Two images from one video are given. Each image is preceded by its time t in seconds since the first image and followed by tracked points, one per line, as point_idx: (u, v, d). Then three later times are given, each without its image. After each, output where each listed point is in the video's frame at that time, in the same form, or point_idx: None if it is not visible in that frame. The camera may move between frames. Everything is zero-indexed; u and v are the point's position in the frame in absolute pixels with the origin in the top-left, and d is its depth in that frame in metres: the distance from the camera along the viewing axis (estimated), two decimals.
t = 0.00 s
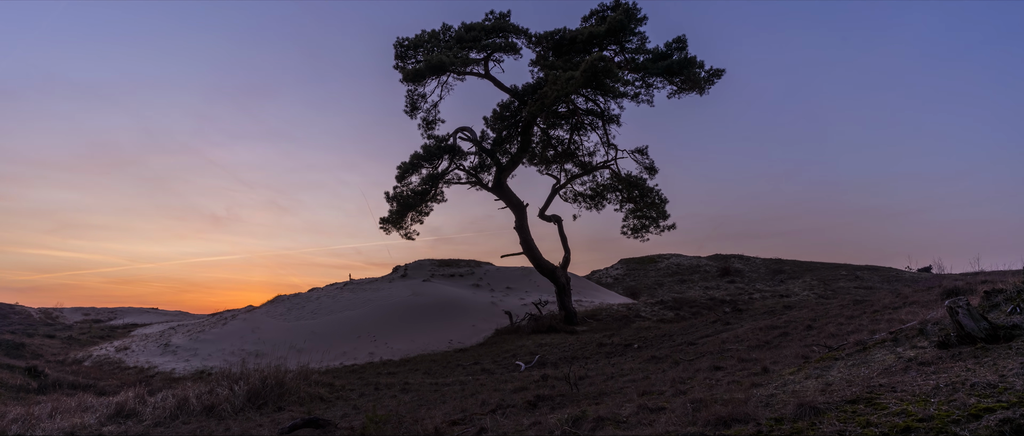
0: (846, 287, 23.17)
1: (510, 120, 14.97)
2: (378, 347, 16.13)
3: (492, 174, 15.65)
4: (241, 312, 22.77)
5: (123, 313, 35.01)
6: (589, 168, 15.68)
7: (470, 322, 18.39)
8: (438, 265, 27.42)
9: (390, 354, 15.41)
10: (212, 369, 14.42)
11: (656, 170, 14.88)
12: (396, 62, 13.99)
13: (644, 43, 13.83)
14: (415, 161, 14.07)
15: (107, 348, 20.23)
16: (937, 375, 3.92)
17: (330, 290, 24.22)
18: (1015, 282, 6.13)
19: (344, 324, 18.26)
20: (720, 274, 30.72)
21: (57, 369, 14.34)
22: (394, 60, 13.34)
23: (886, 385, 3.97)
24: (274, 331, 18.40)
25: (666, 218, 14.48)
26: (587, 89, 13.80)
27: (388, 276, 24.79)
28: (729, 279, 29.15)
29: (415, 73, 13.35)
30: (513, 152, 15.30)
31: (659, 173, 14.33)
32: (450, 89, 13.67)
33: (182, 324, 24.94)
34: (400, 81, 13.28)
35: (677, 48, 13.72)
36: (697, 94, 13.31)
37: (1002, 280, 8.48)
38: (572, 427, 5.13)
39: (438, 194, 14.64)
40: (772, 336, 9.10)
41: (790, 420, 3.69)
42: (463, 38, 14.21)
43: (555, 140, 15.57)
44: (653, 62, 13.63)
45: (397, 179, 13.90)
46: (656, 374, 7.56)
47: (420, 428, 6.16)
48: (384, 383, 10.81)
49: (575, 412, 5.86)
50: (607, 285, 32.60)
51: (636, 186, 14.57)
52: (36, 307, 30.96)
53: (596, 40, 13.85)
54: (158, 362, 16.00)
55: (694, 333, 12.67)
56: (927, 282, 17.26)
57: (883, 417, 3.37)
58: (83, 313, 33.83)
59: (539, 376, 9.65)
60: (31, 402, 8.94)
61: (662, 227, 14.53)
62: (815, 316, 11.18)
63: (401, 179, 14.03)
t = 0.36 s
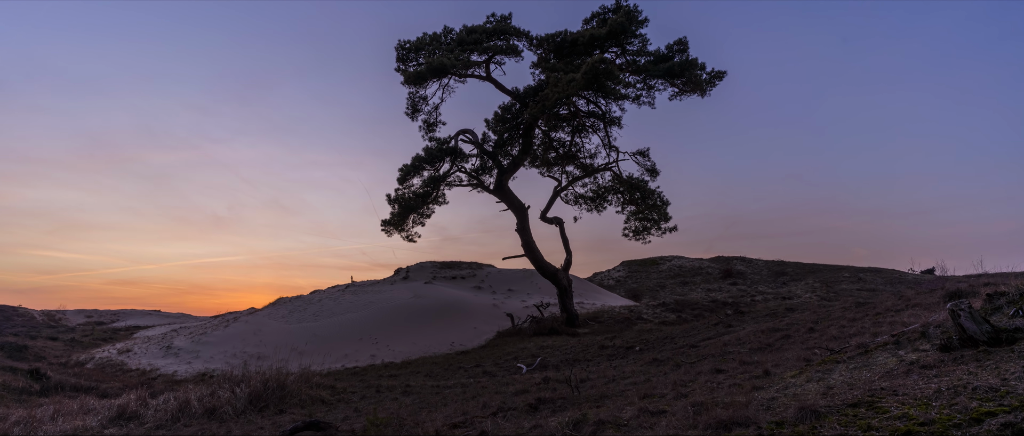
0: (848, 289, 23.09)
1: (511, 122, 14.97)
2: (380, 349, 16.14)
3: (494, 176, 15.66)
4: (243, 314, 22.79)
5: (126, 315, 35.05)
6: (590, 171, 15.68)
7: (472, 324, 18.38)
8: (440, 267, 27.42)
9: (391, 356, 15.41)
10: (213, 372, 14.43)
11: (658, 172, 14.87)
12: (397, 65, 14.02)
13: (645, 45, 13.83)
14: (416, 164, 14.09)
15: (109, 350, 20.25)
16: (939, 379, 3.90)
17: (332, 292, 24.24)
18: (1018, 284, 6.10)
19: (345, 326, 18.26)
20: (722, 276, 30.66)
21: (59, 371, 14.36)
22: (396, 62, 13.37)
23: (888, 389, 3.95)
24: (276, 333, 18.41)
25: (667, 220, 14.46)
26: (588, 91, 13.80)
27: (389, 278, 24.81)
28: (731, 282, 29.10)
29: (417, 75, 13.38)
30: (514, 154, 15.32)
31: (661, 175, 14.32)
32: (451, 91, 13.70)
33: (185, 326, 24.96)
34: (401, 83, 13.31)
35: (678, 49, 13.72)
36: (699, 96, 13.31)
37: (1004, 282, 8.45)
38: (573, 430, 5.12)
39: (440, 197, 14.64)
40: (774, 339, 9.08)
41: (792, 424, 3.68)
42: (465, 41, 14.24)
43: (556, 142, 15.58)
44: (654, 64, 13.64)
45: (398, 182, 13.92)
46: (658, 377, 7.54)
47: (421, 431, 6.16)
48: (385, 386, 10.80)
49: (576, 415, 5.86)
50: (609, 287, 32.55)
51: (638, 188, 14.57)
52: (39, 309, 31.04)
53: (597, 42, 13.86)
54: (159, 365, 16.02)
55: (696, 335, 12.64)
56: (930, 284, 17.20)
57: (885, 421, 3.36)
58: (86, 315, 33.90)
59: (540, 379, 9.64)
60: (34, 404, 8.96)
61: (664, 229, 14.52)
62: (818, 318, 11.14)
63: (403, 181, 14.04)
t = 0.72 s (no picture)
0: (851, 291, 23.04)
1: (513, 124, 14.98)
2: (381, 351, 16.13)
3: (495, 178, 15.68)
4: (245, 317, 22.80)
5: (128, 317, 35.10)
6: (591, 172, 15.68)
7: (473, 326, 18.37)
8: (441, 269, 27.41)
9: (393, 359, 15.40)
10: (215, 374, 14.44)
11: (659, 174, 14.87)
12: (399, 68, 14.05)
13: (646, 47, 13.84)
14: (418, 166, 14.10)
15: (111, 352, 20.26)
16: (941, 382, 3.89)
17: (333, 294, 24.23)
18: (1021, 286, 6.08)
19: (347, 328, 18.25)
20: (724, 278, 30.60)
21: (62, 374, 14.37)
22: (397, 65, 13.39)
23: (889, 392, 3.94)
24: (277, 335, 18.41)
25: (669, 222, 14.45)
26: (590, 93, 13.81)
27: (391, 281, 24.80)
28: (733, 284, 29.04)
29: (418, 78, 13.39)
30: (516, 156, 15.33)
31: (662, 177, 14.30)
32: (452, 94, 13.70)
33: (186, 329, 24.95)
34: (403, 86, 13.33)
35: (679, 52, 13.73)
36: (700, 98, 13.30)
37: (1007, 284, 8.41)
38: (573, 433, 5.11)
39: (441, 199, 14.66)
40: (776, 341, 9.06)
41: (792, 427, 3.67)
42: (466, 43, 14.25)
43: (558, 144, 15.58)
44: (656, 66, 13.64)
45: (400, 184, 13.93)
46: (659, 380, 7.52)
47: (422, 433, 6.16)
48: (386, 388, 10.79)
49: (577, 418, 5.85)
50: (610, 289, 32.51)
51: (639, 190, 14.56)
52: (41, 312, 31.08)
53: (598, 44, 13.86)
54: (161, 367, 16.03)
55: (698, 338, 12.61)
56: (932, 286, 17.16)
57: (886, 425, 3.35)
58: (87, 317, 33.92)
59: (542, 381, 9.63)
60: (36, 406, 8.96)
61: (665, 231, 14.50)
62: (820, 321, 11.10)
63: (404, 183, 14.06)
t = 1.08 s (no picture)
0: (853, 292, 22.97)
1: (514, 126, 15.01)
2: (383, 353, 16.12)
3: (497, 180, 15.70)
4: (246, 318, 22.81)
5: (130, 319, 35.12)
6: (593, 174, 15.68)
7: (475, 328, 18.37)
8: (443, 271, 27.41)
9: (394, 360, 15.40)
10: (217, 376, 14.46)
11: (660, 176, 14.86)
12: (400, 69, 14.07)
13: (647, 49, 13.84)
14: (419, 168, 14.12)
15: (113, 354, 20.29)
16: (942, 385, 3.88)
17: (335, 296, 24.25)
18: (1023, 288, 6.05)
19: (349, 330, 18.26)
20: (726, 279, 30.55)
21: (64, 376, 14.39)
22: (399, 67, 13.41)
23: (890, 395, 3.93)
24: (279, 337, 18.42)
25: (671, 224, 14.43)
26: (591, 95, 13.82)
27: (392, 282, 24.81)
28: (735, 285, 28.98)
29: (419, 80, 13.41)
30: (517, 158, 15.35)
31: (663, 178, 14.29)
32: (454, 96, 13.73)
33: (188, 331, 24.98)
34: (404, 88, 13.35)
35: (680, 53, 13.73)
36: (702, 99, 13.28)
37: (1009, 286, 8.39)
38: None
39: (443, 200, 14.67)
40: (778, 343, 9.04)
41: (792, 430, 3.67)
42: (467, 45, 14.27)
43: (559, 146, 15.58)
44: (657, 67, 13.65)
45: (402, 186, 13.95)
46: (660, 382, 7.50)
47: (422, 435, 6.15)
48: (388, 390, 10.78)
49: (577, 420, 5.84)
50: (612, 291, 32.46)
51: (641, 192, 14.55)
52: (43, 314, 31.11)
53: (599, 46, 13.88)
54: (163, 369, 16.05)
55: (699, 340, 12.59)
56: (935, 288, 17.12)
57: (887, 428, 3.34)
58: (90, 319, 33.98)
59: (543, 383, 9.61)
60: (37, 408, 8.98)
61: (667, 233, 14.49)
62: (821, 323, 11.07)
63: (406, 185, 14.08)
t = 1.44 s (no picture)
0: (855, 294, 22.92)
1: (515, 128, 15.00)
2: (384, 355, 16.12)
3: (498, 182, 15.72)
4: (248, 320, 22.81)
5: (132, 320, 35.15)
6: (594, 176, 15.68)
7: (476, 329, 18.37)
8: (444, 272, 27.42)
9: (395, 362, 15.41)
10: (218, 378, 14.47)
11: (662, 178, 14.85)
12: (402, 71, 14.08)
13: (648, 50, 13.85)
14: (420, 169, 14.13)
15: (115, 355, 20.32)
16: (944, 387, 3.87)
17: (336, 298, 24.26)
18: None
19: (350, 332, 18.26)
20: (727, 281, 30.50)
21: (66, 377, 14.41)
22: (400, 69, 13.43)
23: (891, 398, 3.92)
24: (280, 339, 18.43)
25: (672, 226, 14.42)
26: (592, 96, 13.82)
27: (394, 284, 24.83)
28: (737, 287, 28.94)
29: (421, 82, 13.43)
30: (518, 160, 15.37)
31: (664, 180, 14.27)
32: (455, 97, 13.74)
33: (190, 332, 25.00)
34: (405, 89, 13.36)
35: (681, 55, 13.72)
36: (703, 101, 13.26)
37: (1011, 287, 8.35)
38: None
39: (444, 202, 14.68)
40: (779, 345, 9.02)
41: (793, 433, 3.66)
42: (468, 47, 14.28)
43: (560, 147, 15.57)
44: (658, 69, 13.65)
45: (403, 187, 13.96)
46: (661, 384, 7.49)
47: None
48: (389, 392, 10.78)
49: (578, 422, 5.83)
50: (614, 293, 32.44)
51: (642, 194, 14.54)
52: (46, 315, 31.15)
53: (600, 48, 13.88)
54: (165, 371, 16.08)
55: (701, 341, 12.58)
56: (937, 290, 17.09)
57: (889, 431, 3.33)
58: (92, 320, 34.03)
59: (544, 385, 9.61)
60: (39, 410, 8.99)
61: (668, 234, 14.47)
62: (823, 325, 11.04)
63: (407, 187, 14.09)
